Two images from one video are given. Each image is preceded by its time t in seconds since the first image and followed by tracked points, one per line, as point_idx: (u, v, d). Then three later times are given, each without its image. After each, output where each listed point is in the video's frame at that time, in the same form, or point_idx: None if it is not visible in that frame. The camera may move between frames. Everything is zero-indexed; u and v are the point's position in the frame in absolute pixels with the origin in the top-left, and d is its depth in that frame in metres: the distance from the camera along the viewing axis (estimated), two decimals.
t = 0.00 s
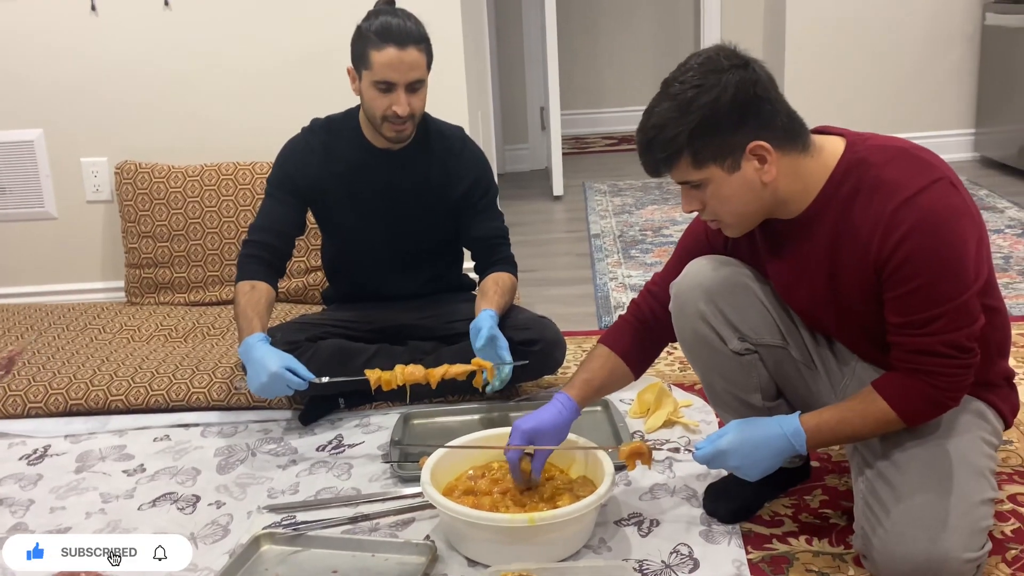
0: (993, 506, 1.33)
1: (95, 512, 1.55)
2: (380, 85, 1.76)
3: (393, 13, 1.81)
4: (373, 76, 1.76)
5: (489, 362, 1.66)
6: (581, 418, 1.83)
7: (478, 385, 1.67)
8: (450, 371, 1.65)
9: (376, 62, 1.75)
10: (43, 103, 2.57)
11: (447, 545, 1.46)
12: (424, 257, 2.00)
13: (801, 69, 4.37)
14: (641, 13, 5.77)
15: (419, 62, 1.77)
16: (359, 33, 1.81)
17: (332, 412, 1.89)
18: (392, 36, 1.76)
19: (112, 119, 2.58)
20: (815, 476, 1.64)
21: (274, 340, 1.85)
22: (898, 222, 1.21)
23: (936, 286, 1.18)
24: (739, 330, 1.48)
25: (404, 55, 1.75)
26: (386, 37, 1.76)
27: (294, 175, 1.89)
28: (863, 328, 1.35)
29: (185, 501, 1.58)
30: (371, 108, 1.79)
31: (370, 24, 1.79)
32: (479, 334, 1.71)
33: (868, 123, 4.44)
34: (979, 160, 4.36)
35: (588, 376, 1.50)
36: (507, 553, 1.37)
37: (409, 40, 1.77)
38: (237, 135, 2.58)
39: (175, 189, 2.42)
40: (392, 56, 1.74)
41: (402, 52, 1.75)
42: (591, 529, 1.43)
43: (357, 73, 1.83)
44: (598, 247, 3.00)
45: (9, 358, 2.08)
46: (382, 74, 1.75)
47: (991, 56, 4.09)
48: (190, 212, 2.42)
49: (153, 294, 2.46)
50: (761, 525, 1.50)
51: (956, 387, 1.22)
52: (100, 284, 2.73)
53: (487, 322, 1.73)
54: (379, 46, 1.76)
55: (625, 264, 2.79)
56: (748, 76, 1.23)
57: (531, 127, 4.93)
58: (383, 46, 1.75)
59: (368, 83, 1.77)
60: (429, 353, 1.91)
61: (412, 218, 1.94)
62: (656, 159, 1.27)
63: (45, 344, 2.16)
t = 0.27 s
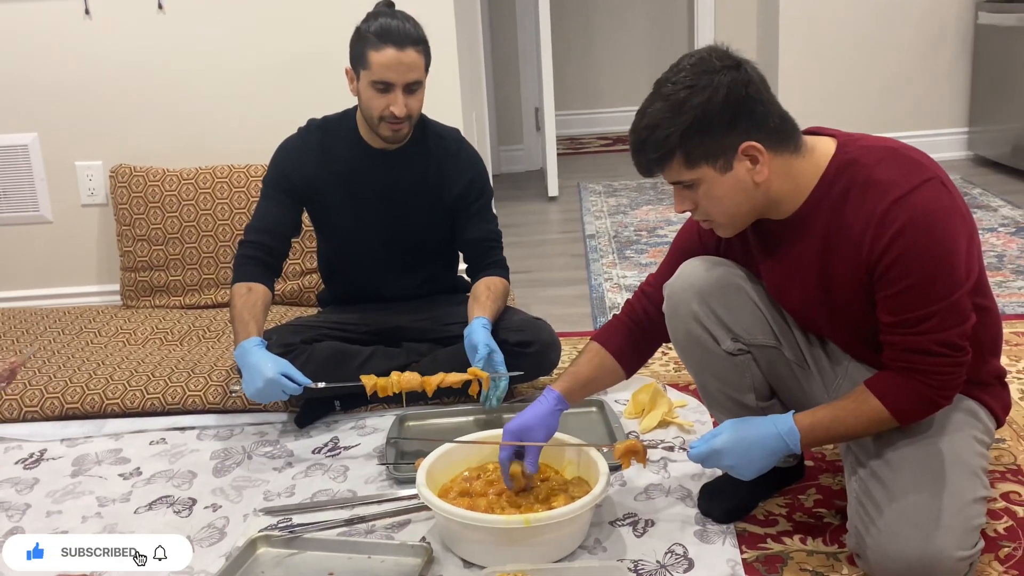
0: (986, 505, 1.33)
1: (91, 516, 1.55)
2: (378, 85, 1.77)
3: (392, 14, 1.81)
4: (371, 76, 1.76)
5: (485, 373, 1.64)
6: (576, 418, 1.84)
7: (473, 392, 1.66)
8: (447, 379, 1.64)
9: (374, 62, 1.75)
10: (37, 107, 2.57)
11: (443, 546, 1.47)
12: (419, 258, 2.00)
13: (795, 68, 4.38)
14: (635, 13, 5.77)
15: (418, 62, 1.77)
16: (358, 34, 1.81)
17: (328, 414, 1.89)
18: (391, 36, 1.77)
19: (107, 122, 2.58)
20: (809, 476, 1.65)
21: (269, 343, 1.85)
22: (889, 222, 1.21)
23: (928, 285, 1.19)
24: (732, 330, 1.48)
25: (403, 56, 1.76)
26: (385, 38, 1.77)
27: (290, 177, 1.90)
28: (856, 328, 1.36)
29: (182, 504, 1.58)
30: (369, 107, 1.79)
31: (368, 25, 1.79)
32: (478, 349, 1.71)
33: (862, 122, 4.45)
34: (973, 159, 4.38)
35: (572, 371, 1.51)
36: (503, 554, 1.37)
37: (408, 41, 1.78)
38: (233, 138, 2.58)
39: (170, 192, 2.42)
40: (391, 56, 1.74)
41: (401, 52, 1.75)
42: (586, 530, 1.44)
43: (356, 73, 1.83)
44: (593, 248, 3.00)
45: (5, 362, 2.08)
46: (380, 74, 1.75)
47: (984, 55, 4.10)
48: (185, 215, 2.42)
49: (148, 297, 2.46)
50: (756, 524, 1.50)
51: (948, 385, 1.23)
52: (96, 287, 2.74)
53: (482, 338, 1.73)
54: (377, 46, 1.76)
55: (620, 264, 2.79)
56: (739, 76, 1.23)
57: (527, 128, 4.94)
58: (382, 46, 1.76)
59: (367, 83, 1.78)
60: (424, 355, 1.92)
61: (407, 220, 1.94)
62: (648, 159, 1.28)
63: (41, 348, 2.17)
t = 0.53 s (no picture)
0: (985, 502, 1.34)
1: (92, 517, 1.55)
2: (382, 84, 1.77)
3: (398, 14, 1.82)
4: (375, 75, 1.77)
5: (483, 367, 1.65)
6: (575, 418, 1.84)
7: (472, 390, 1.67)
8: (446, 375, 1.65)
9: (378, 61, 1.76)
10: (36, 109, 2.57)
11: (443, 546, 1.47)
12: (418, 259, 2.01)
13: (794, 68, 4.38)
14: (634, 13, 5.78)
15: (422, 63, 1.78)
16: (363, 34, 1.81)
17: (328, 415, 1.90)
18: (396, 36, 1.77)
19: (106, 125, 2.58)
20: (809, 474, 1.65)
21: (270, 344, 1.86)
22: (887, 221, 1.22)
23: (926, 283, 1.19)
24: (732, 330, 1.49)
25: (408, 55, 1.76)
26: (390, 37, 1.77)
27: (290, 178, 1.90)
28: (855, 327, 1.36)
29: (183, 505, 1.59)
30: (372, 107, 1.79)
31: (374, 25, 1.80)
32: (481, 348, 1.71)
33: (861, 120, 4.46)
34: (972, 157, 4.38)
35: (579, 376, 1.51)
36: (503, 553, 1.38)
37: (413, 41, 1.78)
38: (232, 139, 2.59)
39: (170, 194, 2.43)
40: (396, 55, 1.75)
41: (406, 51, 1.76)
42: (586, 529, 1.44)
43: (359, 73, 1.83)
44: (592, 248, 3.01)
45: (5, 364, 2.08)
46: (384, 73, 1.76)
47: (982, 53, 4.10)
48: (184, 217, 2.42)
49: (148, 299, 2.47)
50: (755, 523, 1.51)
51: (948, 383, 1.23)
52: (95, 289, 2.74)
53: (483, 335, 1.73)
54: (382, 45, 1.76)
55: (619, 264, 2.80)
56: (738, 75, 1.23)
57: (525, 128, 4.94)
58: (387, 46, 1.76)
59: (370, 81, 1.78)
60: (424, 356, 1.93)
61: (407, 221, 1.95)
62: (646, 157, 1.28)
63: (41, 350, 2.17)
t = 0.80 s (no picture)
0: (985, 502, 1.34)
1: (94, 520, 1.56)
2: (381, 82, 1.78)
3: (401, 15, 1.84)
4: (374, 72, 1.79)
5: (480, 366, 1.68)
6: (576, 418, 1.84)
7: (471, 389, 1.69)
8: (444, 375, 1.66)
9: (378, 57, 1.77)
10: (37, 113, 2.57)
11: (445, 547, 1.47)
12: (419, 260, 2.01)
13: (792, 68, 4.39)
14: (633, 13, 5.78)
15: (421, 61, 1.79)
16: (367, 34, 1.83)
17: (329, 417, 1.90)
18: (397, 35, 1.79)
19: (106, 128, 2.58)
20: (809, 474, 1.66)
21: (271, 347, 1.86)
22: (886, 222, 1.22)
23: (925, 284, 1.19)
24: (732, 330, 1.49)
25: (407, 53, 1.78)
26: (391, 36, 1.79)
27: (292, 180, 1.90)
28: (855, 327, 1.37)
29: (184, 508, 1.59)
30: (371, 104, 1.80)
31: (377, 25, 1.82)
32: (485, 347, 1.71)
33: (860, 120, 4.46)
34: (972, 157, 4.38)
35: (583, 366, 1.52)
36: (504, 554, 1.38)
37: (413, 40, 1.80)
38: (232, 142, 2.59)
39: (171, 197, 2.43)
40: (396, 51, 1.77)
41: (405, 49, 1.77)
42: (587, 530, 1.44)
43: (362, 73, 1.85)
44: (592, 249, 3.01)
45: (7, 368, 2.09)
46: (382, 70, 1.77)
47: (982, 52, 4.10)
48: (185, 219, 2.42)
49: (149, 302, 2.47)
50: (756, 523, 1.51)
51: (949, 383, 1.23)
52: (96, 292, 2.74)
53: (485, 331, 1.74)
54: (383, 43, 1.78)
55: (619, 265, 2.80)
56: (739, 74, 1.24)
57: (525, 129, 4.95)
58: (387, 43, 1.78)
59: (370, 79, 1.80)
60: (424, 357, 1.93)
61: (409, 224, 1.95)
62: (647, 154, 1.28)
63: (42, 354, 2.17)
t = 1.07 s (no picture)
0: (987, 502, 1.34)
1: (97, 522, 1.56)
2: (378, 78, 1.80)
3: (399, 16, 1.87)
4: (372, 70, 1.80)
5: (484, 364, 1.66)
6: (578, 419, 1.84)
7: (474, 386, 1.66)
8: (449, 372, 1.65)
9: (375, 54, 1.80)
10: (39, 116, 2.58)
11: (447, 548, 1.47)
12: (421, 262, 2.01)
13: (793, 69, 4.39)
14: (633, 15, 5.78)
15: (417, 57, 1.81)
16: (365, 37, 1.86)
17: (331, 418, 1.91)
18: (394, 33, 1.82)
19: (108, 131, 2.59)
20: (811, 475, 1.66)
21: (273, 348, 1.86)
22: (889, 224, 1.22)
23: (932, 284, 1.19)
24: (733, 331, 1.49)
25: (404, 48, 1.80)
26: (387, 33, 1.81)
27: (294, 181, 1.90)
28: (856, 328, 1.37)
29: (187, 509, 1.59)
30: (370, 103, 1.81)
31: (375, 26, 1.85)
32: (490, 345, 1.72)
33: (861, 120, 4.46)
34: (973, 157, 4.38)
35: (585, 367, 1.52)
36: (505, 555, 1.38)
37: (410, 37, 1.82)
38: (233, 144, 2.60)
39: (173, 199, 2.44)
40: (392, 46, 1.79)
41: (401, 44, 1.80)
42: (589, 531, 1.44)
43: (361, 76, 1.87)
44: (594, 250, 3.01)
45: (9, 370, 2.09)
46: (379, 65, 1.79)
47: (983, 52, 4.10)
48: (187, 222, 2.43)
49: (152, 304, 2.48)
50: (758, 523, 1.51)
51: (962, 381, 1.23)
52: (99, 295, 2.75)
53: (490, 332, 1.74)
54: (380, 41, 1.81)
55: (620, 266, 2.80)
56: (740, 75, 1.24)
57: (526, 130, 4.95)
58: (384, 40, 1.80)
59: (367, 77, 1.81)
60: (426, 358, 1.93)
61: (411, 226, 1.95)
62: (647, 155, 1.28)
63: (45, 356, 2.18)
